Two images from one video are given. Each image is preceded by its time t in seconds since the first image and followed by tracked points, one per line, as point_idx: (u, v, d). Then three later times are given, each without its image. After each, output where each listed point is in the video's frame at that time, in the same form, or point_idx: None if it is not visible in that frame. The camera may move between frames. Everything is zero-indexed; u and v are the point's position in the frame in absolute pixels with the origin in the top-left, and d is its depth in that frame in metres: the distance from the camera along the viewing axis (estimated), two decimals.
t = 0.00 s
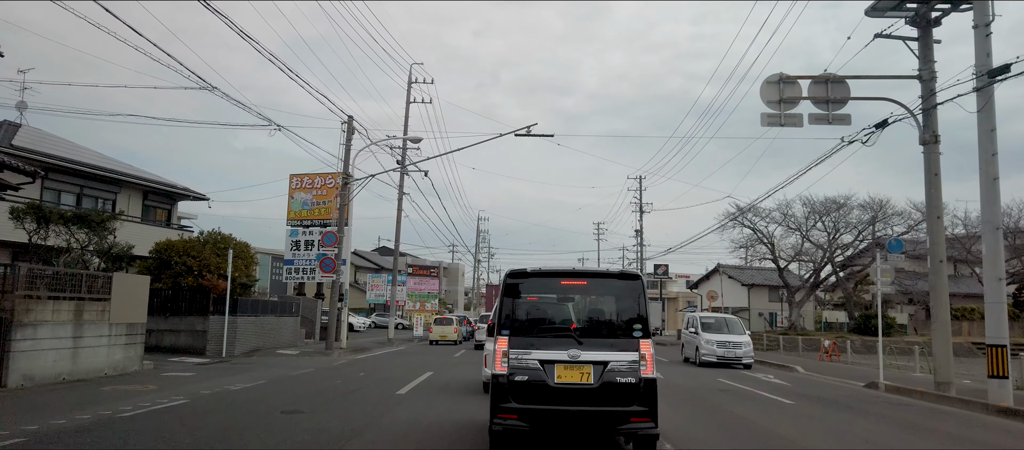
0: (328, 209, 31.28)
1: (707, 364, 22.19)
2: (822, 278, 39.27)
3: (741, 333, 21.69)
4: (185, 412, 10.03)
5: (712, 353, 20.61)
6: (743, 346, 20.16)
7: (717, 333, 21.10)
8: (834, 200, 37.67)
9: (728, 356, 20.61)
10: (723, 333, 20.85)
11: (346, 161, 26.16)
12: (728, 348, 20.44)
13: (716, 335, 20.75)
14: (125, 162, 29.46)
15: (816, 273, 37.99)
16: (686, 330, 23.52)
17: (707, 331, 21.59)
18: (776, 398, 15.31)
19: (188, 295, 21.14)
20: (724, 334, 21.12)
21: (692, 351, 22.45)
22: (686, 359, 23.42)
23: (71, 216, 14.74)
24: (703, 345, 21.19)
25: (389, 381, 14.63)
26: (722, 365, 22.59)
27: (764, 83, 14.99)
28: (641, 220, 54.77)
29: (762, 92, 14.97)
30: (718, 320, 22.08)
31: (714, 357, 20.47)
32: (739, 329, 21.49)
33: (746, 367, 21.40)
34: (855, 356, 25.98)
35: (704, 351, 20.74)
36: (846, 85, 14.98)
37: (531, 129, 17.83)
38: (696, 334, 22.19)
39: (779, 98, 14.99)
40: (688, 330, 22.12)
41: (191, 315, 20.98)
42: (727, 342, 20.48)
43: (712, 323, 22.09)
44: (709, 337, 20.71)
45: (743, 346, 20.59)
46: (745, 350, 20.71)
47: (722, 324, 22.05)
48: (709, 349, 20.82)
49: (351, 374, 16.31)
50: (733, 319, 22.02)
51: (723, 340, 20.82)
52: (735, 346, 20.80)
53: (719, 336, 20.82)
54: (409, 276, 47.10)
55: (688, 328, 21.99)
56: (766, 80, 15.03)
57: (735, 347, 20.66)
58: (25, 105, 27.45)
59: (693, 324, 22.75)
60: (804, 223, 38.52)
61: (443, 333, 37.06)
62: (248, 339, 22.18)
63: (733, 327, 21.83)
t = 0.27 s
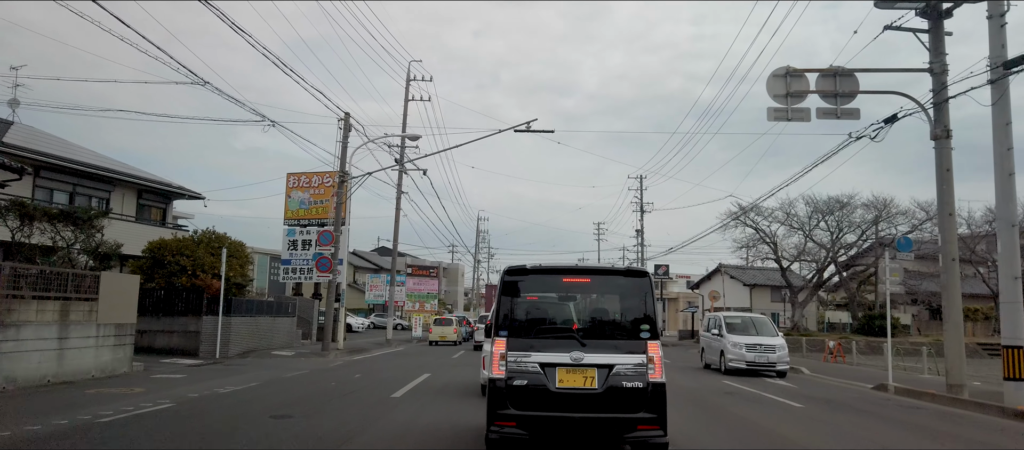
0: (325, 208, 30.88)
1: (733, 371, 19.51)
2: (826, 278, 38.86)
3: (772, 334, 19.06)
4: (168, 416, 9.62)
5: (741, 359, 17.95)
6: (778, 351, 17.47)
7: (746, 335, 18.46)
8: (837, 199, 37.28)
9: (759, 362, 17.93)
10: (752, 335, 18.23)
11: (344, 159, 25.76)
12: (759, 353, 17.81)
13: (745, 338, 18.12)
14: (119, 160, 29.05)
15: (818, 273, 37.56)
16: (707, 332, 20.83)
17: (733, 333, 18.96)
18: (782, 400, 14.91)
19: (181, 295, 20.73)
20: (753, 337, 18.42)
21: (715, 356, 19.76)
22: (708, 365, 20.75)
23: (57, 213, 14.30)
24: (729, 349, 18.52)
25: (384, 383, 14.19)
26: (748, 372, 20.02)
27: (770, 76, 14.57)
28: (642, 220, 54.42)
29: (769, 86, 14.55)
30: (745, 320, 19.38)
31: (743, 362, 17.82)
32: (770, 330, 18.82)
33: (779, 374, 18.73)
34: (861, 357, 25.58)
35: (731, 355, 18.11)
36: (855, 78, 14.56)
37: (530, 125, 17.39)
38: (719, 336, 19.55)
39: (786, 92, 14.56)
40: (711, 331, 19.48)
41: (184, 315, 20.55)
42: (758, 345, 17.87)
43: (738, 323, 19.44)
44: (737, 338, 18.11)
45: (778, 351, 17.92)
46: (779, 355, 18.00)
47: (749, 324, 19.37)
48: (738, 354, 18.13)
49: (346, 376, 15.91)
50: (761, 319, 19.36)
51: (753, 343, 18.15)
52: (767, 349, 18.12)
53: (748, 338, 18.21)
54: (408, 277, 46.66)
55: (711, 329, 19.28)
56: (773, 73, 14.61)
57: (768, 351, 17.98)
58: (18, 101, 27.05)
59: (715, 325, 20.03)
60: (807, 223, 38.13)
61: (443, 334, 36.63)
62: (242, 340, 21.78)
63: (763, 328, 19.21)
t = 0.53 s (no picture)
0: (322, 208, 30.55)
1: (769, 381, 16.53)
2: (828, 278, 38.52)
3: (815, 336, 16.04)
4: (152, 419, 9.25)
5: (780, 368, 14.99)
6: (827, 359, 14.56)
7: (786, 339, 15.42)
8: (839, 198, 36.91)
9: (802, 372, 14.94)
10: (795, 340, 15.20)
11: (342, 157, 25.45)
12: (803, 360, 14.80)
13: (784, 343, 15.16)
14: (115, 159, 28.72)
15: (820, 272, 37.16)
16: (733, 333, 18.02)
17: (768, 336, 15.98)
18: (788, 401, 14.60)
19: (175, 295, 20.39)
20: (794, 341, 15.47)
21: (747, 363, 16.82)
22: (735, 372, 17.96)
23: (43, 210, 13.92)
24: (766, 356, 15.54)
25: (380, 385, 13.83)
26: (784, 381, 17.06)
27: (776, 70, 14.24)
28: (642, 220, 54.17)
29: (774, 80, 14.21)
30: (782, 320, 16.43)
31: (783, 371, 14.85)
32: (813, 332, 15.87)
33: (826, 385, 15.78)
34: (865, 358, 25.24)
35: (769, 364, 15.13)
36: (863, 73, 14.22)
37: (530, 121, 17.05)
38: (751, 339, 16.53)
39: (792, 86, 14.22)
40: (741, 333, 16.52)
41: (178, 315, 20.21)
42: (802, 351, 14.91)
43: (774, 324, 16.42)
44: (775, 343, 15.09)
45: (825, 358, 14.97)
46: (827, 362, 15.06)
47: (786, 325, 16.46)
48: (777, 362, 15.18)
49: (342, 377, 15.56)
50: (800, 318, 16.45)
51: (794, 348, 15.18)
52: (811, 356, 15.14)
53: (790, 343, 15.17)
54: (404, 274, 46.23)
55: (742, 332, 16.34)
56: (779, 67, 14.27)
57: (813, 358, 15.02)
58: (11, 98, 26.71)
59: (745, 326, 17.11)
60: (809, 222, 37.77)
61: (442, 334, 36.29)
62: (237, 341, 21.42)
63: (803, 328, 16.23)
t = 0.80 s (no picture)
0: (320, 207, 30.28)
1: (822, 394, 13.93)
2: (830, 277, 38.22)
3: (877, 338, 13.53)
4: (140, 422, 8.99)
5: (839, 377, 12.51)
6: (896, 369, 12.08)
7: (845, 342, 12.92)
8: (841, 196, 36.61)
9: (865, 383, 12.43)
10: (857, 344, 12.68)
11: (339, 156, 25.18)
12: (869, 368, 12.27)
13: (843, 347, 12.69)
14: (110, 157, 28.43)
15: (822, 271, 36.89)
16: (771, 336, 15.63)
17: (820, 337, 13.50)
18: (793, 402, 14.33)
19: (170, 294, 20.13)
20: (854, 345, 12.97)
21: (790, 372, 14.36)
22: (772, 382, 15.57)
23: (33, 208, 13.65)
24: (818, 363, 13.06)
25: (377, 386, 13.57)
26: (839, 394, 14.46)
27: (780, 65, 13.97)
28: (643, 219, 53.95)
29: (779, 75, 13.94)
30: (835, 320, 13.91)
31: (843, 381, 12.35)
32: (875, 334, 13.29)
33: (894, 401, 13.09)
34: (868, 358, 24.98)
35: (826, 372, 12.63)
36: (869, 68, 13.95)
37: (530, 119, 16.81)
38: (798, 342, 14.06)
39: (797, 81, 13.95)
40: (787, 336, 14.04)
41: (173, 315, 19.94)
42: (865, 357, 12.43)
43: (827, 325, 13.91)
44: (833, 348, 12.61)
45: (896, 367, 12.35)
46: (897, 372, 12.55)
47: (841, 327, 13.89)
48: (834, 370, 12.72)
49: (338, 378, 15.29)
50: (856, 317, 13.98)
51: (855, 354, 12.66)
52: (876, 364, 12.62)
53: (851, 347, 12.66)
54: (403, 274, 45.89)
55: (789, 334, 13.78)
56: (784, 61, 14.00)
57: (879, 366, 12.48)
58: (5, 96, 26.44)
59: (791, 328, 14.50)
60: (811, 221, 37.49)
61: (441, 334, 36.04)
62: (233, 341, 21.17)
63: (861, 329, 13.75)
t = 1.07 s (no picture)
0: (319, 206, 30.15)
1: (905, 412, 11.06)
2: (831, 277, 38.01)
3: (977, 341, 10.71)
4: (129, 423, 8.77)
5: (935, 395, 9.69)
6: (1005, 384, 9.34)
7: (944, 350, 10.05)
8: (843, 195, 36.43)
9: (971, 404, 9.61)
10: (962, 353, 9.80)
11: (336, 154, 24.99)
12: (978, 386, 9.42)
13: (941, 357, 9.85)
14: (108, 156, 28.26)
15: (823, 271, 36.69)
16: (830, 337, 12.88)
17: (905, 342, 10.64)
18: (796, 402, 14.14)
19: (167, 294, 19.95)
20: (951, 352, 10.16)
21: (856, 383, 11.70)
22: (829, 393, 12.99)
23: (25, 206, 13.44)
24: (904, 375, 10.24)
25: (375, 386, 13.36)
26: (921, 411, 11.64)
27: (784, 61, 13.79)
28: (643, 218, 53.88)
29: (781, 71, 13.77)
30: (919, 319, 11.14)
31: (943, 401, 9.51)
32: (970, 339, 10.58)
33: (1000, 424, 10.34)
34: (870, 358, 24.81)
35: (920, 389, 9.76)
36: (873, 64, 13.75)
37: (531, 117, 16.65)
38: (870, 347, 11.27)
39: (800, 77, 13.76)
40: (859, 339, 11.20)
41: (169, 315, 19.79)
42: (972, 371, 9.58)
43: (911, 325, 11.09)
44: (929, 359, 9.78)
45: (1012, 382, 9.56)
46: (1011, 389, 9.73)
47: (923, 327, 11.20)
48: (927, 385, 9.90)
49: (334, 378, 15.08)
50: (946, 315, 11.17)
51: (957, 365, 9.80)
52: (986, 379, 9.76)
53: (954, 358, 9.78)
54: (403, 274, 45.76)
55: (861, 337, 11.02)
56: (787, 58, 13.81)
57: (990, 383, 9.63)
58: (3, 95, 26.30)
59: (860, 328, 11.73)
60: (812, 220, 37.31)
61: (440, 333, 35.89)
62: (230, 341, 20.98)
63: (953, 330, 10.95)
